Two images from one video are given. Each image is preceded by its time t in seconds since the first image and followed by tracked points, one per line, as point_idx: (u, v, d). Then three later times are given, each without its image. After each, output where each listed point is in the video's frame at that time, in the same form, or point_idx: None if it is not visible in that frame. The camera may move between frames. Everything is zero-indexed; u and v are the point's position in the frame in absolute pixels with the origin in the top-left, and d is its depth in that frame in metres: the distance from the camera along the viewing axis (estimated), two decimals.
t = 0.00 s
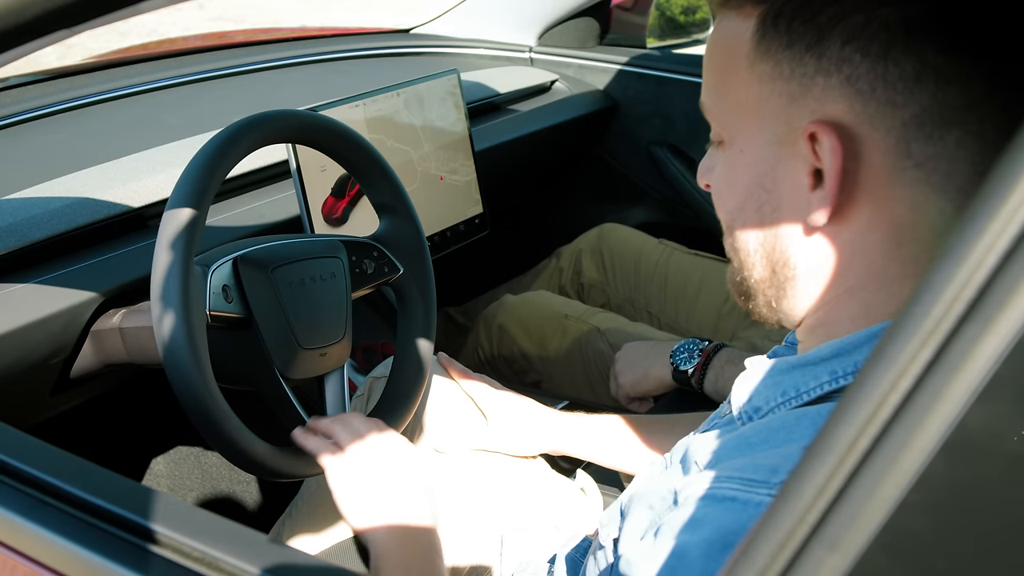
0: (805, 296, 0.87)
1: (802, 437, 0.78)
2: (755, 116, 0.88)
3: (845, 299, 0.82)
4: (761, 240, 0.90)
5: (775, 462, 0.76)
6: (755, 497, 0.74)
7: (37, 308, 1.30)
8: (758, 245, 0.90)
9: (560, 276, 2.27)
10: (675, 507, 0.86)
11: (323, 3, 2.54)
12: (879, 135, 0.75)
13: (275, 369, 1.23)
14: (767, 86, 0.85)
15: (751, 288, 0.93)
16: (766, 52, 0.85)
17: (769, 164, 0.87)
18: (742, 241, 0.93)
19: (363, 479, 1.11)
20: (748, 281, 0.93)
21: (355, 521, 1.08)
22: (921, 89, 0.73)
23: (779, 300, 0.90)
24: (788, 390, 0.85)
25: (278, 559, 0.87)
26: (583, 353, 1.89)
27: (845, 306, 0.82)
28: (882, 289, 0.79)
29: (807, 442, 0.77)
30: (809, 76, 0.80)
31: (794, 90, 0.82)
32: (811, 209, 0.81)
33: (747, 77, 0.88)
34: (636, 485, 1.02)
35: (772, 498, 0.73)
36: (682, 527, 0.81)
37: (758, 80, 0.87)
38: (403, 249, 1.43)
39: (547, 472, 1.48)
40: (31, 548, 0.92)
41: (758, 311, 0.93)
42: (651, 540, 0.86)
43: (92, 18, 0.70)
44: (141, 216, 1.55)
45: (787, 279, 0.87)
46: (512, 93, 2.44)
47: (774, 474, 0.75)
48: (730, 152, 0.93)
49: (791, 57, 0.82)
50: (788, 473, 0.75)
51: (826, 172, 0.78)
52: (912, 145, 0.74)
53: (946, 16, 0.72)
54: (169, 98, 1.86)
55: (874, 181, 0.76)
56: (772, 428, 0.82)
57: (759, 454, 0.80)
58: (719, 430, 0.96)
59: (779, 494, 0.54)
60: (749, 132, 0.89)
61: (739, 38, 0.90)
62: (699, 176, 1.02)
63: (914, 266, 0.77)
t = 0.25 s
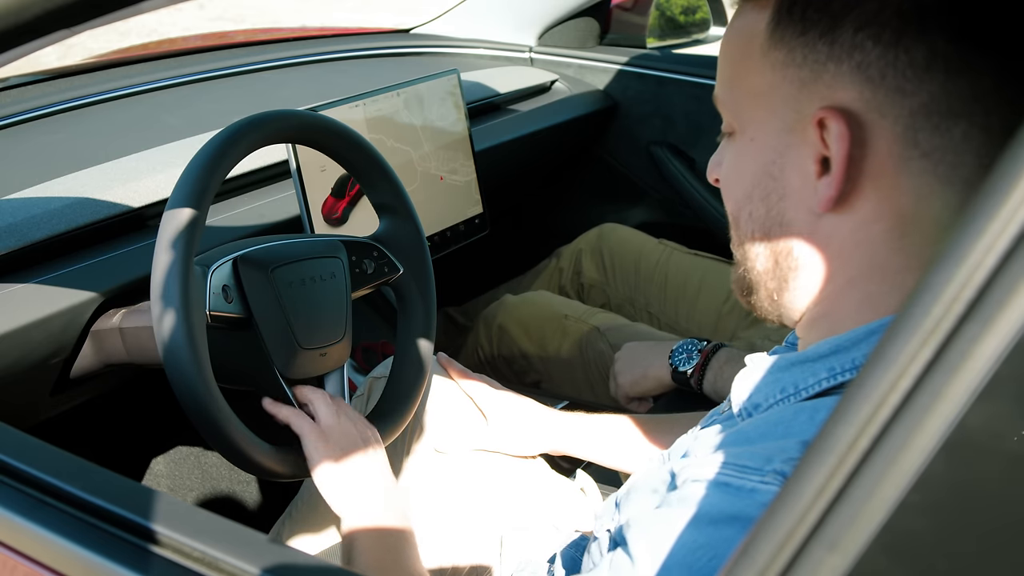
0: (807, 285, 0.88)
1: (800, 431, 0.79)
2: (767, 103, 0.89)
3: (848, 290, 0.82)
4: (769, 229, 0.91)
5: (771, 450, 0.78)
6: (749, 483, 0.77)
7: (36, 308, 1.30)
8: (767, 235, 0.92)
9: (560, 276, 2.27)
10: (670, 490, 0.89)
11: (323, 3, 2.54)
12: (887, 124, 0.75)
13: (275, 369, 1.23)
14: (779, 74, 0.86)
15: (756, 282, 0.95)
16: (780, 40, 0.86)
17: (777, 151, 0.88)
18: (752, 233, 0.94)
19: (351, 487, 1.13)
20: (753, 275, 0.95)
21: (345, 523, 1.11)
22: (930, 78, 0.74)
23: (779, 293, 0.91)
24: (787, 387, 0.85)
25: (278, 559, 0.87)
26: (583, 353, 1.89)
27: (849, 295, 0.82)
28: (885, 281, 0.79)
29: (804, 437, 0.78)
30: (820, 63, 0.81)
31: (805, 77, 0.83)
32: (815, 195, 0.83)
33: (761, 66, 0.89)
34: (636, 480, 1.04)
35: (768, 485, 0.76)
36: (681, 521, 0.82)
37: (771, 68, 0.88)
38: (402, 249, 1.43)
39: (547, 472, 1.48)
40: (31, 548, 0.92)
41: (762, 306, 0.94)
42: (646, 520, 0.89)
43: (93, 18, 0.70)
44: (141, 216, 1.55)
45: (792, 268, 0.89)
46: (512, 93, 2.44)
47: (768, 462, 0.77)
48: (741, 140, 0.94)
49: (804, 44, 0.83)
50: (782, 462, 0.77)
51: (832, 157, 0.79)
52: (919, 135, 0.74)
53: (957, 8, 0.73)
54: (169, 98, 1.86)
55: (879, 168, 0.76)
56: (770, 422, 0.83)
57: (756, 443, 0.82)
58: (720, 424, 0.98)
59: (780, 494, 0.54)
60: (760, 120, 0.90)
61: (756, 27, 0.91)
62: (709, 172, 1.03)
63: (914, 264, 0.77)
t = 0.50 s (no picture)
0: (809, 285, 0.89)
1: (800, 430, 0.79)
2: (771, 100, 0.89)
3: (850, 286, 0.83)
4: (772, 225, 0.92)
5: (771, 449, 0.78)
6: (749, 481, 0.77)
7: (36, 308, 1.30)
8: (771, 230, 0.92)
9: (560, 276, 2.27)
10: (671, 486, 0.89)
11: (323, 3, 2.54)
12: (891, 119, 0.75)
13: (275, 370, 1.23)
14: (784, 70, 0.86)
15: (761, 277, 0.96)
16: (784, 37, 0.86)
17: (781, 147, 0.88)
18: (755, 228, 0.95)
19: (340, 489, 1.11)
20: (758, 272, 0.96)
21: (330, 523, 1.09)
22: (933, 73, 0.74)
23: (784, 291, 0.93)
24: (789, 386, 0.85)
25: (278, 559, 0.86)
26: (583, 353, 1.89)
27: (852, 291, 0.82)
28: (887, 277, 0.79)
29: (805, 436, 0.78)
30: (825, 59, 0.81)
31: (810, 73, 0.83)
32: (819, 191, 0.83)
33: (765, 62, 0.89)
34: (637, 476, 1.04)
35: (768, 483, 0.76)
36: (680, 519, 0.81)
37: (776, 65, 0.88)
38: (402, 249, 1.43)
39: (547, 472, 1.48)
40: (31, 548, 0.92)
41: (764, 306, 0.96)
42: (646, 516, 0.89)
43: (92, 17, 0.70)
44: (141, 216, 1.55)
45: (794, 266, 0.90)
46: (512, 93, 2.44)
47: (768, 461, 0.77)
48: (746, 136, 0.94)
49: (808, 40, 0.83)
50: (783, 460, 0.77)
51: (836, 152, 0.79)
52: (922, 131, 0.74)
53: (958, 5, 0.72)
54: (169, 98, 1.86)
55: (882, 163, 0.76)
56: (771, 421, 0.83)
57: (756, 442, 0.82)
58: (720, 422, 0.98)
59: (780, 494, 0.54)
60: (764, 116, 0.90)
61: (761, 24, 0.91)
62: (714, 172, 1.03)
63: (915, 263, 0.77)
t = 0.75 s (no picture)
0: (809, 281, 0.89)
1: (796, 430, 0.79)
2: (779, 94, 0.89)
3: (851, 284, 0.83)
4: (776, 219, 0.91)
5: (766, 449, 0.78)
6: (744, 481, 0.77)
7: (36, 308, 1.30)
8: (775, 224, 0.92)
9: (560, 276, 2.27)
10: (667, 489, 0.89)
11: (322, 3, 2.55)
12: (899, 116, 0.75)
13: (275, 370, 1.23)
14: (794, 65, 0.86)
15: (762, 269, 0.96)
16: (795, 33, 0.86)
17: (788, 142, 0.88)
18: (759, 222, 0.95)
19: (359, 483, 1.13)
20: (758, 265, 0.96)
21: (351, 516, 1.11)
22: (944, 72, 0.73)
23: (784, 286, 0.93)
24: (785, 385, 0.86)
25: (278, 559, 0.87)
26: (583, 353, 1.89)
27: (853, 289, 0.82)
28: (888, 276, 0.79)
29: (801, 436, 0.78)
30: (836, 54, 0.81)
31: (820, 68, 0.83)
32: (825, 186, 0.83)
33: (775, 57, 0.89)
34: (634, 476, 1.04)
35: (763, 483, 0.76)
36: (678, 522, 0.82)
37: (785, 60, 0.88)
38: (402, 249, 1.43)
39: (547, 472, 1.48)
40: (31, 548, 0.92)
41: (762, 298, 0.96)
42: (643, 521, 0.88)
43: (93, 17, 0.70)
44: (141, 216, 1.55)
45: (795, 263, 0.90)
46: (512, 93, 2.44)
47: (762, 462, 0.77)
48: (752, 129, 0.94)
49: (819, 36, 0.83)
50: (778, 459, 0.77)
51: (842, 148, 0.79)
52: (931, 129, 0.74)
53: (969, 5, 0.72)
54: (169, 98, 1.86)
55: (888, 159, 0.76)
56: (767, 421, 0.83)
57: (752, 443, 0.82)
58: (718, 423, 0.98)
59: (780, 494, 0.54)
60: (772, 111, 0.90)
61: (773, 19, 0.91)
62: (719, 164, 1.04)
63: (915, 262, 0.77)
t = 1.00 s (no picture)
0: (810, 284, 0.89)
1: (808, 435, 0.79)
2: (779, 96, 0.89)
3: (854, 284, 0.83)
4: (778, 222, 0.91)
5: (779, 455, 0.78)
6: (760, 488, 0.77)
7: (36, 308, 1.30)
8: (776, 227, 0.92)
9: (560, 276, 2.27)
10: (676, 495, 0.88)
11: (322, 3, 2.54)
12: (899, 116, 0.75)
13: (275, 370, 1.23)
14: (793, 67, 0.86)
15: (762, 273, 0.96)
16: (793, 34, 0.86)
17: (789, 143, 0.88)
18: (760, 225, 0.95)
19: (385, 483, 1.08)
20: (759, 269, 0.96)
21: (373, 512, 1.07)
22: (942, 71, 0.73)
23: (786, 289, 0.93)
24: (794, 390, 0.85)
25: (278, 559, 0.86)
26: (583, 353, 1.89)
27: (856, 289, 0.82)
28: (890, 276, 0.79)
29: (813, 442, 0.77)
30: (834, 55, 0.81)
31: (818, 70, 0.83)
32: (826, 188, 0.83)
33: (773, 60, 0.89)
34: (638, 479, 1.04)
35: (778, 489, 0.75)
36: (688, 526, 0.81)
37: (784, 62, 0.88)
38: (403, 249, 1.43)
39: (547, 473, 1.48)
40: (31, 548, 0.92)
41: (764, 301, 0.96)
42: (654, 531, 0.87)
43: (93, 17, 0.70)
44: (141, 216, 1.55)
45: (796, 265, 0.90)
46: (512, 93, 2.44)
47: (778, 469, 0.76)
48: (752, 132, 0.94)
49: (817, 37, 0.83)
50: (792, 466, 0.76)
51: (843, 149, 0.79)
52: (931, 129, 0.74)
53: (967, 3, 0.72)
54: (169, 98, 1.86)
55: (890, 160, 0.76)
56: (776, 426, 0.83)
57: (761, 448, 0.81)
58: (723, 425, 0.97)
59: (780, 494, 0.54)
60: (772, 113, 0.90)
61: (770, 22, 0.91)
62: (719, 171, 1.03)
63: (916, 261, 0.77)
